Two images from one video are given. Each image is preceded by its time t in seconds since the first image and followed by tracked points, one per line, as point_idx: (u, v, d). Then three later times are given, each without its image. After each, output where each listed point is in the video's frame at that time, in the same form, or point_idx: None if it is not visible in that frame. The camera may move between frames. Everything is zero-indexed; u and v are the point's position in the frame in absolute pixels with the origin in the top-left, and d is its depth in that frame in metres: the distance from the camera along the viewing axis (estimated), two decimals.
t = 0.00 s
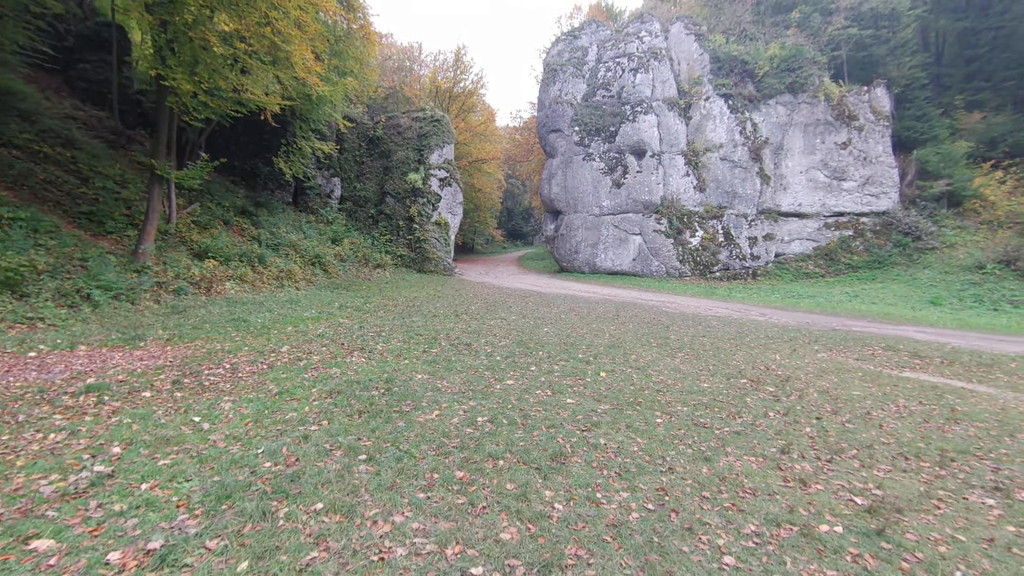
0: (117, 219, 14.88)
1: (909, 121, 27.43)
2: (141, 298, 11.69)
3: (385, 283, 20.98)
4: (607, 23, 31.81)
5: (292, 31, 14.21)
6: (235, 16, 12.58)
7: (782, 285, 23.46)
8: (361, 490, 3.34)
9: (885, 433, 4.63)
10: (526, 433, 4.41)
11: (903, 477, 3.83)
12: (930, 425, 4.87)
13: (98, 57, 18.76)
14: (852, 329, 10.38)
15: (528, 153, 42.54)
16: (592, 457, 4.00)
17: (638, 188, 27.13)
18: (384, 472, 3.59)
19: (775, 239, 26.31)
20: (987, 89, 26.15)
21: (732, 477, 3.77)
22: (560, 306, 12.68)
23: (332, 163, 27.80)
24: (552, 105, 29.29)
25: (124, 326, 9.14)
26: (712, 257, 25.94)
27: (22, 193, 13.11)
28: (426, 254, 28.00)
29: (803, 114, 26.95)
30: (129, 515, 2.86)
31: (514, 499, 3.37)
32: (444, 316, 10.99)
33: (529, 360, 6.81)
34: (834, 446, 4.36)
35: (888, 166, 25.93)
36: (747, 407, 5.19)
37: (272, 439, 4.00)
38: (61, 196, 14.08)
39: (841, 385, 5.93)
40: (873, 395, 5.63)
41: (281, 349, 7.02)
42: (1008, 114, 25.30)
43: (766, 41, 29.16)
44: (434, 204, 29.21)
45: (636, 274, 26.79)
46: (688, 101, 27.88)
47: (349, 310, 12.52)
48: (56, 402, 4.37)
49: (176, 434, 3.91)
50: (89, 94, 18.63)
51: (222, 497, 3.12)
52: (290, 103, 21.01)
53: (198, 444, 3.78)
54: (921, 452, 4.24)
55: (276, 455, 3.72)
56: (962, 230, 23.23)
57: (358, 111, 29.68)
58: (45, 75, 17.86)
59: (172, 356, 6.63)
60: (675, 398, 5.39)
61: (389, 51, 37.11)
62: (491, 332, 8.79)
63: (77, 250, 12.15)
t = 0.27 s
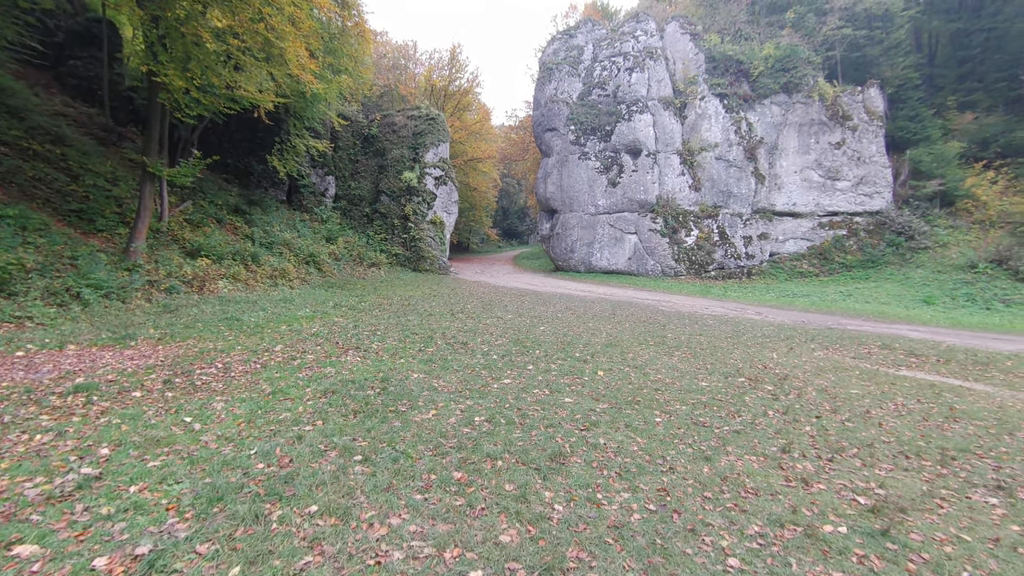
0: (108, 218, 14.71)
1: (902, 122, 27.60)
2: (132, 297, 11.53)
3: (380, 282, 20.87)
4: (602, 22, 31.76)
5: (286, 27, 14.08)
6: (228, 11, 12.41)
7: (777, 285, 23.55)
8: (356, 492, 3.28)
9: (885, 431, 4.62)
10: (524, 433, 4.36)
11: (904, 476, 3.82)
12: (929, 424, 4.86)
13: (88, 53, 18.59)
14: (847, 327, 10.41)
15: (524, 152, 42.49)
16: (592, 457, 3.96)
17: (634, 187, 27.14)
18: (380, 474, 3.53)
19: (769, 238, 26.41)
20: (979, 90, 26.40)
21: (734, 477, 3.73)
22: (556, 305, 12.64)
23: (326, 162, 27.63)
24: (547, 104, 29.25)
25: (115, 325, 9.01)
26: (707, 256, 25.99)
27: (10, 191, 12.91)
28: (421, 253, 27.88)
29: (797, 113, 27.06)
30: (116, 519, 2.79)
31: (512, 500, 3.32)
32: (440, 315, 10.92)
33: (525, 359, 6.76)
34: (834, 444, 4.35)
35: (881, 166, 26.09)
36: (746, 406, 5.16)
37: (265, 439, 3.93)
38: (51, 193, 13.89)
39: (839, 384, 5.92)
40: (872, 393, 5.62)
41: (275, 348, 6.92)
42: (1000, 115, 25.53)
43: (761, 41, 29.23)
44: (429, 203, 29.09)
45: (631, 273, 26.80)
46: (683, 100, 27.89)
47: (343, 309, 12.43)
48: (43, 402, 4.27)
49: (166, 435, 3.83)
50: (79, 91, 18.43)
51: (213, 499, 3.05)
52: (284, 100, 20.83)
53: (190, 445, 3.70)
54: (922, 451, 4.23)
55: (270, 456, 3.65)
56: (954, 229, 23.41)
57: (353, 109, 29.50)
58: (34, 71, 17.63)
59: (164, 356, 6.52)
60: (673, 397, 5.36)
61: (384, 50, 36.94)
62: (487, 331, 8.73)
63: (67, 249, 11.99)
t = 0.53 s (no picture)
0: (97, 214, 14.44)
1: (896, 121, 27.72)
2: (121, 295, 11.30)
3: (374, 280, 20.69)
4: (598, 19, 31.63)
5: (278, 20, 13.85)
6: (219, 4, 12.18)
7: (772, 283, 23.58)
8: (350, 496, 3.14)
9: (893, 430, 4.54)
10: (525, 433, 4.24)
11: (918, 476, 3.74)
12: (937, 422, 4.79)
13: (78, 47, 18.13)
14: (845, 325, 10.37)
15: (519, 150, 42.33)
16: (595, 457, 3.85)
17: (629, 185, 27.07)
18: (374, 476, 3.39)
19: (764, 236, 26.45)
20: (972, 90, 26.65)
21: (743, 478, 3.64)
22: (552, 303, 12.52)
23: (320, 159, 27.37)
24: (543, 101, 29.11)
25: (102, 323, 8.79)
26: (702, 254, 25.97)
27: None
28: (416, 251, 27.67)
29: (792, 112, 27.08)
30: (93, 527, 2.64)
31: (514, 503, 3.20)
32: (436, 313, 10.77)
33: (524, 357, 6.62)
34: (843, 443, 4.26)
35: (875, 165, 26.20)
36: (750, 405, 5.07)
37: (255, 441, 3.79)
38: (37, 189, 13.61)
39: (842, 381, 5.84)
40: (876, 391, 5.55)
41: (267, 346, 6.76)
42: (992, 114, 25.69)
43: (757, 39, 29.21)
44: (424, 201, 28.88)
45: (627, 271, 26.74)
46: (679, 99, 27.83)
47: (337, 307, 12.25)
48: (23, 402, 4.09)
49: (151, 436, 3.67)
50: (68, 86, 18.14)
51: (197, 505, 2.91)
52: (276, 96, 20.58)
53: (175, 447, 3.55)
54: (932, 450, 4.16)
55: (259, 458, 3.50)
56: (948, 228, 23.54)
57: (347, 106, 29.22)
58: (21, 66, 17.33)
59: (153, 354, 6.34)
60: (675, 395, 5.25)
61: (378, 46, 36.67)
62: (484, 329, 8.62)
63: (54, 245, 11.73)
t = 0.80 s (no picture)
0: (89, 211, 14.20)
1: (896, 119, 27.62)
2: (113, 292, 11.08)
3: (372, 278, 20.50)
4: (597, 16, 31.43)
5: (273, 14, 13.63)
6: None
7: (772, 282, 23.46)
8: (345, 506, 2.96)
9: (916, 432, 4.38)
10: (530, 435, 4.06)
11: (948, 482, 3.58)
12: (959, 423, 4.63)
13: (72, 43, 17.90)
14: (849, 324, 10.23)
15: (518, 149, 42.14)
16: (606, 461, 3.68)
17: (629, 183, 26.90)
18: (371, 483, 3.21)
19: (765, 235, 26.33)
20: (972, 88, 26.66)
21: (764, 484, 3.47)
22: (553, 301, 12.35)
23: (317, 156, 27.16)
24: (542, 99, 28.90)
25: (93, 321, 8.59)
26: (703, 253, 25.81)
27: None
28: (414, 250, 27.46)
29: (793, 110, 26.95)
30: (64, 540, 2.45)
31: (522, 513, 3.02)
32: (434, 311, 10.59)
33: (526, 356, 6.44)
34: (865, 446, 4.10)
35: (876, 163, 26.11)
36: (764, 405, 4.90)
37: (245, 444, 3.60)
38: (29, 185, 13.37)
39: (855, 381, 5.68)
40: (892, 391, 5.39)
41: (261, 344, 6.56)
42: (993, 112, 25.62)
43: (757, 37, 29.05)
44: (422, 199, 28.66)
45: (627, 270, 26.57)
46: (679, 96, 27.66)
47: (335, 305, 12.06)
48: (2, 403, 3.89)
49: (133, 439, 3.49)
50: (63, 82, 17.82)
51: (179, 516, 2.72)
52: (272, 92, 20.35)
53: (159, 451, 3.37)
54: (960, 453, 3.99)
55: (249, 464, 3.32)
56: (949, 226, 23.44)
57: (344, 103, 28.98)
58: (13, 61, 16.99)
59: (143, 353, 6.14)
60: (685, 395, 5.08)
61: (376, 44, 36.43)
62: (484, 327, 8.44)
63: (45, 242, 11.50)
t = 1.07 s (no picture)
0: (86, 210, 14.01)
1: (900, 118, 27.45)
2: (108, 292, 10.89)
3: (372, 278, 20.31)
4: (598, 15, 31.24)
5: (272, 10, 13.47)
6: None
7: (775, 281, 23.27)
8: (345, 524, 2.77)
9: (949, 440, 4.19)
10: (541, 444, 3.87)
11: (991, 494, 3.38)
12: (991, 429, 4.44)
13: (70, 41, 17.72)
14: (858, 324, 10.04)
15: (518, 148, 41.94)
16: (624, 472, 3.50)
17: (631, 182, 26.71)
18: (373, 497, 3.03)
19: (767, 235, 26.15)
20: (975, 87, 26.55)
21: (796, 497, 3.29)
22: (556, 301, 12.16)
23: (316, 155, 27.02)
24: (543, 97, 28.71)
25: (86, 321, 8.40)
26: (705, 252, 25.61)
27: None
28: (414, 249, 27.27)
29: (795, 109, 26.77)
30: (34, 564, 2.25)
31: (537, 531, 2.83)
32: (435, 311, 10.39)
33: (532, 358, 6.25)
34: (897, 455, 3.92)
35: (879, 162, 25.96)
36: (784, 410, 4.72)
37: (237, 453, 3.41)
38: (25, 183, 13.19)
39: (875, 384, 5.49)
40: (915, 395, 5.20)
41: (258, 345, 6.38)
42: (997, 111, 25.44)
43: (760, 35, 28.84)
44: (423, 198, 28.44)
45: (628, 270, 26.37)
46: (681, 95, 27.48)
47: (335, 305, 11.87)
48: None
49: (120, 447, 3.32)
50: (61, 81, 17.58)
51: (162, 535, 2.53)
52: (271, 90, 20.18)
53: (146, 461, 3.20)
54: (1000, 463, 3.80)
55: (241, 475, 3.15)
56: (953, 226, 23.25)
57: (344, 102, 28.80)
58: (9, 59, 16.70)
59: (137, 354, 5.97)
60: (700, 400, 4.90)
61: (376, 43, 36.27)
62: (487, 327, 8.26)
63: (40, 241, 11.30)
